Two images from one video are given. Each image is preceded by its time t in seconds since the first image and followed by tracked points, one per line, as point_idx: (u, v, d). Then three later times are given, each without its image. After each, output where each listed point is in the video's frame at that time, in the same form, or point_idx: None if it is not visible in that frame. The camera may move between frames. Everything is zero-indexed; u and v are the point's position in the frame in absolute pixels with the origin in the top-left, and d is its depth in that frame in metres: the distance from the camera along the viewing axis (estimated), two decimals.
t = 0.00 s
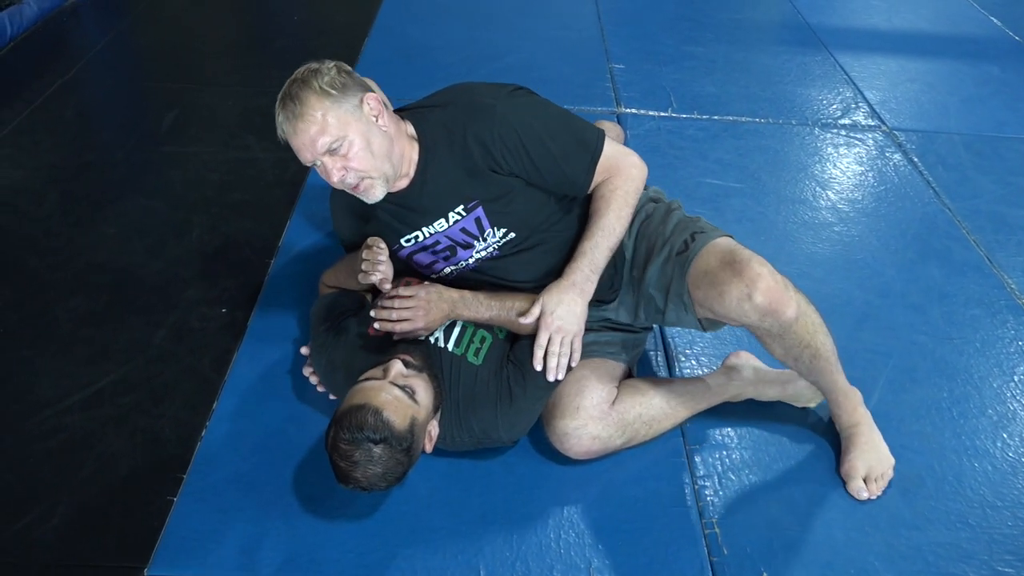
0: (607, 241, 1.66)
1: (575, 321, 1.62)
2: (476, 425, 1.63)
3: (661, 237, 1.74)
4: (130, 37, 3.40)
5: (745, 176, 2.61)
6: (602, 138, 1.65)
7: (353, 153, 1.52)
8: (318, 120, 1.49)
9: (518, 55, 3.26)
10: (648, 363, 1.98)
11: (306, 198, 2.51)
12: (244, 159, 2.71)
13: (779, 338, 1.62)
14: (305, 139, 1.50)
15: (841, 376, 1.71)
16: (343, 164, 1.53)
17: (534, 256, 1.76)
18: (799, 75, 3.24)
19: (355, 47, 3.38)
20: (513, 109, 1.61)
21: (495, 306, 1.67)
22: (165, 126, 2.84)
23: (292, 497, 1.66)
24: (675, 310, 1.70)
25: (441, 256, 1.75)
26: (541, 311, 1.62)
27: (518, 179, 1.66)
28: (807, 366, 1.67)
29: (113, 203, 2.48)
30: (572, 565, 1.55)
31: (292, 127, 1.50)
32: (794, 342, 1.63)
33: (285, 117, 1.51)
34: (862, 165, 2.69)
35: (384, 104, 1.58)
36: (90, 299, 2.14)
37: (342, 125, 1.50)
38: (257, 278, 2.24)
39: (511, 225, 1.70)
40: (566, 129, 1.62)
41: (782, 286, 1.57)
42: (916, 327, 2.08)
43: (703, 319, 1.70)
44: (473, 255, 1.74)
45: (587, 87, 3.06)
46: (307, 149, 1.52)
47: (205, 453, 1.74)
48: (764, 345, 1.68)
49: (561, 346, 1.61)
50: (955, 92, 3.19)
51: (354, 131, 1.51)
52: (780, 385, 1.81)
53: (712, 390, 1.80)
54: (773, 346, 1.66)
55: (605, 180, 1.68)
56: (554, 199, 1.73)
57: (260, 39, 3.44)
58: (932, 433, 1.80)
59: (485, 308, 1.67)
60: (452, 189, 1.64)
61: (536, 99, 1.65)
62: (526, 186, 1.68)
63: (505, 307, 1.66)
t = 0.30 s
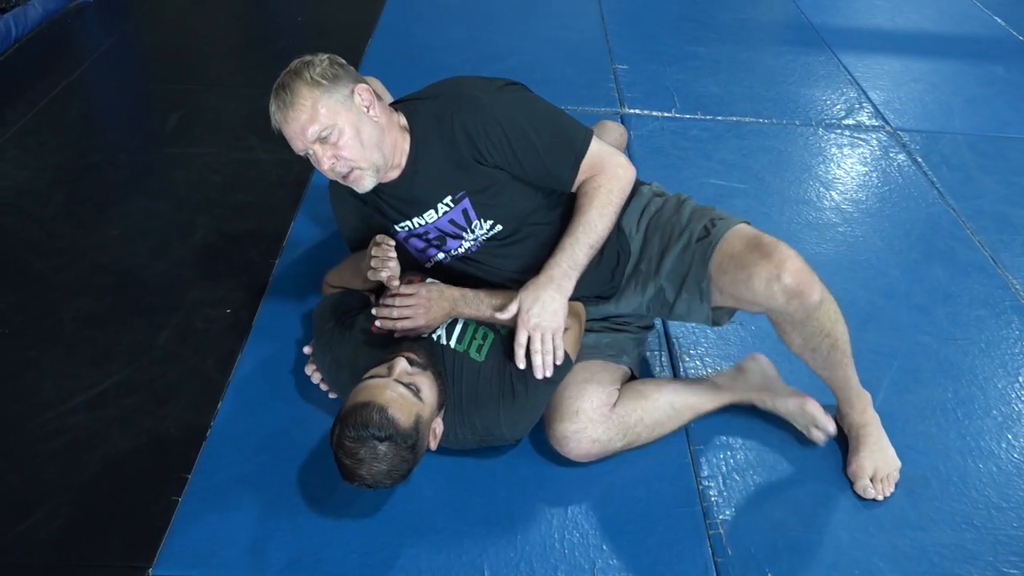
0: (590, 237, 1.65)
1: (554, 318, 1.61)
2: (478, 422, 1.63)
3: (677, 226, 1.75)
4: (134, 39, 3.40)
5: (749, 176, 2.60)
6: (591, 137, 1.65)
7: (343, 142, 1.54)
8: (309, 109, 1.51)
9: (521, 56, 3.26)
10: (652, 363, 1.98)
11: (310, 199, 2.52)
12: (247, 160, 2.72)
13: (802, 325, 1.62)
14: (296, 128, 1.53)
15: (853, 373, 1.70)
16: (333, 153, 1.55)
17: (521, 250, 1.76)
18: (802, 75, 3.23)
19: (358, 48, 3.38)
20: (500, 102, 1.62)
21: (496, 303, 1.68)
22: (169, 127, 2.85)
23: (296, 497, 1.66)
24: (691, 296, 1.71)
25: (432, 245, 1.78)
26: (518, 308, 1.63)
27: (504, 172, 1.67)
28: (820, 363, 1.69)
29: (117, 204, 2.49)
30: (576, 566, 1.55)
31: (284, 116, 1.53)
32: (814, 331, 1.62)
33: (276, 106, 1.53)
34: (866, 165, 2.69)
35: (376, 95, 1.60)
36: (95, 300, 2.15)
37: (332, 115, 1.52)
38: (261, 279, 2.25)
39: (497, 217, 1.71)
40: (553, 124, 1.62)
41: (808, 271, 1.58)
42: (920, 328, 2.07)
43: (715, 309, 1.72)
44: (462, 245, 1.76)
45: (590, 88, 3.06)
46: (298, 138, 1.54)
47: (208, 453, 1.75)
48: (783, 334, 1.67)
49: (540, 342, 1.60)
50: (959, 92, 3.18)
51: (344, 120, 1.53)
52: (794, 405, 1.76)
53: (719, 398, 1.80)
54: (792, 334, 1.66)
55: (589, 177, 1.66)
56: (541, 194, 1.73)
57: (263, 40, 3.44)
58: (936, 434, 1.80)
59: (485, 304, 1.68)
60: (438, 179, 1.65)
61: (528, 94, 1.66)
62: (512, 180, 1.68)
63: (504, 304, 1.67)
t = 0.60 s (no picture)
0: (568, 220, 1.62)
1: (530, 301, 1.57)
2: (488, 412, 1.62)
3: (675, 221, 1.73)
4: (138, 38, 3.41)
5: (753, 175, 2.60)
6: (570, 123, 1.66)
7: (330, 127, 1.56)
8: (296, 97, 1.54)
9: (525, 55, 3.26)
10: (656, 361, 1.98)
11: (314, 197, 2.52)
12: (252, 158, 2.72)
13: (799, 327, 1.66)
14: (285, 115, 1.55)
15: (854, 374, 1.73)
16: (321, 139, 1.57)
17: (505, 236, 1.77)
18: (807, 74, 3.23)
19: (362, 48, 3.39)
20: (479, 87, 1.64)
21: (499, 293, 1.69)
22: (173, 125, 2.85)
23: (300, 495, 1.66)
24: (686, 291, 1.72)
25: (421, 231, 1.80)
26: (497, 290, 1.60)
27: (484, 157, 1.68)
28: (823, 363, 1.73)
29: (122, 202, 2.49)
30: (581, 564, 1.55)
31: (271, 105, 1.56)
32: (812, 332, 1.67)
33: (264, 95, 1.56)
34: (871, 165, 2.69)
35: (362, 81, 1.62)
36: (100, 298, 2.15)
37: (318, 100, 1.55)
38: (265, 277, 2.25)
39: (479, 202, 1.72)
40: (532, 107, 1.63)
41: (805, 273, 1.62)
42: (924, 327, 2.07)
43: (713, 300, 1.74)
44: (448, 230, 1.78)
45: (594, 86, 3.06)
46: (286, 125, 1.57)
47: (213, 451, 1.75)
48: (782, 335, 1.72)
49: (515, 325, 1.56)
50: (963, 92, 3.17)
51: (330, 106, 1.55)
52: (825, 468, 1.64)
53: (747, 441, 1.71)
54: (790, 336, 1.70)
55: (568, 160, 1.65)
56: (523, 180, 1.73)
57: (267, 38, 3.45)
58: (941, 434, 1.80)
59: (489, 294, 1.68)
60: (420, 165, 1.68)
61: (508, 80, 1.67)
62: (493, 165, 1.69)
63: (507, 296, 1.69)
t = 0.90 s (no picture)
0: (530, 179, 1.54)
1: (496, 264, 1.46)
2: (493, 404, 1.62)
3: (657, 220, 1.70)
4: (143, 39, 3.42)
5: (758, 175, 2.59)
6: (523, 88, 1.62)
7: (291, 131, 1.55)
8: (253, 106, 1.53)
9: (529, 55, 3.26)
10: (661, 359, 1.98)
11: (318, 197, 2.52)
12: (256, 158, 2.72)
13: (784, 333, 1.69)
14: (246, 126, 1.55)
15: (850, 373, 1.74)
16: (284, 144, 1.56)
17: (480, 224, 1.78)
18: (812, 73, 3.22)
19: (367, 48, 3.39)
20: (424, 70, 1.60)
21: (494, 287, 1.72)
22: (178, 126, 2.86)
23: (305, 495, 1.66)
24: (665, 291, 1.72)
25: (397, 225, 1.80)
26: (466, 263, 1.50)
27: (439, 141, 1.65)
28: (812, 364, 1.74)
29: (127, 203, 2.50)
30: (586, 564, 1.55)
31: (232, 117, 1.55)
32: (800, 336, 1.69)
33: (225, 108, 1.56)
34: (876, 164, 2.68)
35: (320, 83, 1.60)
36: (105, 298, 2.16)
37: (276, 107, 1.53)
38: (270, 277, 2.26)
39: (442, 189, 1.69)
40: (484, 84, 1.60)
41: (784, 280, 1.64)
42: (930, 326, 2.06)
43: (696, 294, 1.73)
44: (421, 221, 1.78)
45: (598, 86, 3.06)
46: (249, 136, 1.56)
47: (218, 451, 1.75)
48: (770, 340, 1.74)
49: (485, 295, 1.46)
50: (968, 90, 3.16)
51: (289, 111, 1.54)
52: (830, 514, 1.56)
53: (754, 470, 1.64)
54: (778, 342, 1.72)
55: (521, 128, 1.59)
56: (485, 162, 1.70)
57: (272, 39, 3.45)
58: (947, 433, 1.79)
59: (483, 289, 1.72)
60: (379, 159, 1.65)
61: (450, 59, 1.63)
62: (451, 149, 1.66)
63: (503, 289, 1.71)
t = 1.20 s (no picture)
0: (503, 146, 1.59)
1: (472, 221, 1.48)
2: (485, 407, 1.61)
3: (635, 240, 1.67)
4: (148, 35, 3.42)
5: (762, 174, 2.59)
6: (488, 61, 1.65)
7: (268, 139, 1.62)
8: (229, 119, 1.62)
9: (535, 54, 3.25)
10: (664, 359, 1.97)
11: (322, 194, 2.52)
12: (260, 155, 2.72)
13: (770, 348, 1.71)
14: (225, 139, 1.63)
15: (843, 377, 1.73)
16: (263, 153, 1.64)
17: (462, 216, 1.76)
18: (818, 73, 3.21)
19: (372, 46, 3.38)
20: (391, 61, 1.66)
21: (484, 289, 1.69)
22: (183, 122, 2.86)
23: (307, 492, 1.66)
24: (639, 308, 1.72)
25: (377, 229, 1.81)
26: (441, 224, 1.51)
27: (413, 126, 1.69)
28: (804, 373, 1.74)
29: (131, 199, 2.50)
30: (588, 563, 1.54)
31: (211, 133, 1.64)
32: (785, 349, 1.70)
33: (203, 126, 1.65)
34: (881, 164, 2.67)
35: (291, 90, 1.67)
36: (109, 294, 2.16)
37: (250, 117, 1.61)
38: (274, 274, 2.25)
39: (413, 180, 1.72)
40: (451, 67, 1.63)
41: (764, 304, 1.64)
42: (935, 327, 2.06)
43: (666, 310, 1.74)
44: (397, 221, 1.78)
45: (603, 85, 3.05)
46: (230, 149, 1.65)
47: (221, 447, 1.75)
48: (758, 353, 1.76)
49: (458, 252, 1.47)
50: (974, 91, 3.15)
51: (264, 120, 1.62)
52: (839, 519, 1.55)
53: (758, 472, 1.63)
54: (766, 355, 1.74)
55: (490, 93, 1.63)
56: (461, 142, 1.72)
57: (276, 36, 3.45)
58: (951, 435, 1.79)
59: (473, 291, 1.69)
60: (356, 151, 1.69)
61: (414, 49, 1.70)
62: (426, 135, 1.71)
63: (495, 290, 1.68)
